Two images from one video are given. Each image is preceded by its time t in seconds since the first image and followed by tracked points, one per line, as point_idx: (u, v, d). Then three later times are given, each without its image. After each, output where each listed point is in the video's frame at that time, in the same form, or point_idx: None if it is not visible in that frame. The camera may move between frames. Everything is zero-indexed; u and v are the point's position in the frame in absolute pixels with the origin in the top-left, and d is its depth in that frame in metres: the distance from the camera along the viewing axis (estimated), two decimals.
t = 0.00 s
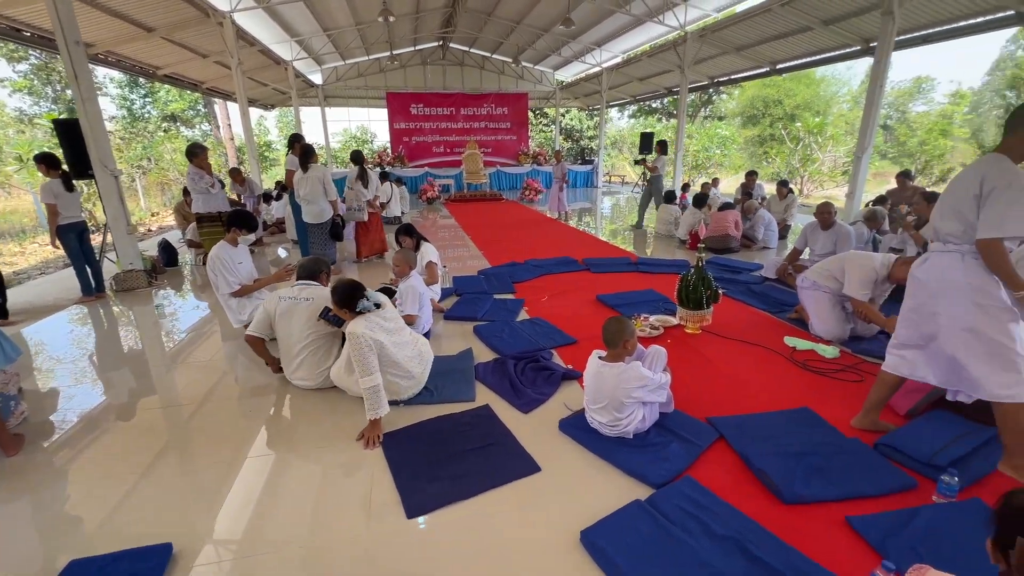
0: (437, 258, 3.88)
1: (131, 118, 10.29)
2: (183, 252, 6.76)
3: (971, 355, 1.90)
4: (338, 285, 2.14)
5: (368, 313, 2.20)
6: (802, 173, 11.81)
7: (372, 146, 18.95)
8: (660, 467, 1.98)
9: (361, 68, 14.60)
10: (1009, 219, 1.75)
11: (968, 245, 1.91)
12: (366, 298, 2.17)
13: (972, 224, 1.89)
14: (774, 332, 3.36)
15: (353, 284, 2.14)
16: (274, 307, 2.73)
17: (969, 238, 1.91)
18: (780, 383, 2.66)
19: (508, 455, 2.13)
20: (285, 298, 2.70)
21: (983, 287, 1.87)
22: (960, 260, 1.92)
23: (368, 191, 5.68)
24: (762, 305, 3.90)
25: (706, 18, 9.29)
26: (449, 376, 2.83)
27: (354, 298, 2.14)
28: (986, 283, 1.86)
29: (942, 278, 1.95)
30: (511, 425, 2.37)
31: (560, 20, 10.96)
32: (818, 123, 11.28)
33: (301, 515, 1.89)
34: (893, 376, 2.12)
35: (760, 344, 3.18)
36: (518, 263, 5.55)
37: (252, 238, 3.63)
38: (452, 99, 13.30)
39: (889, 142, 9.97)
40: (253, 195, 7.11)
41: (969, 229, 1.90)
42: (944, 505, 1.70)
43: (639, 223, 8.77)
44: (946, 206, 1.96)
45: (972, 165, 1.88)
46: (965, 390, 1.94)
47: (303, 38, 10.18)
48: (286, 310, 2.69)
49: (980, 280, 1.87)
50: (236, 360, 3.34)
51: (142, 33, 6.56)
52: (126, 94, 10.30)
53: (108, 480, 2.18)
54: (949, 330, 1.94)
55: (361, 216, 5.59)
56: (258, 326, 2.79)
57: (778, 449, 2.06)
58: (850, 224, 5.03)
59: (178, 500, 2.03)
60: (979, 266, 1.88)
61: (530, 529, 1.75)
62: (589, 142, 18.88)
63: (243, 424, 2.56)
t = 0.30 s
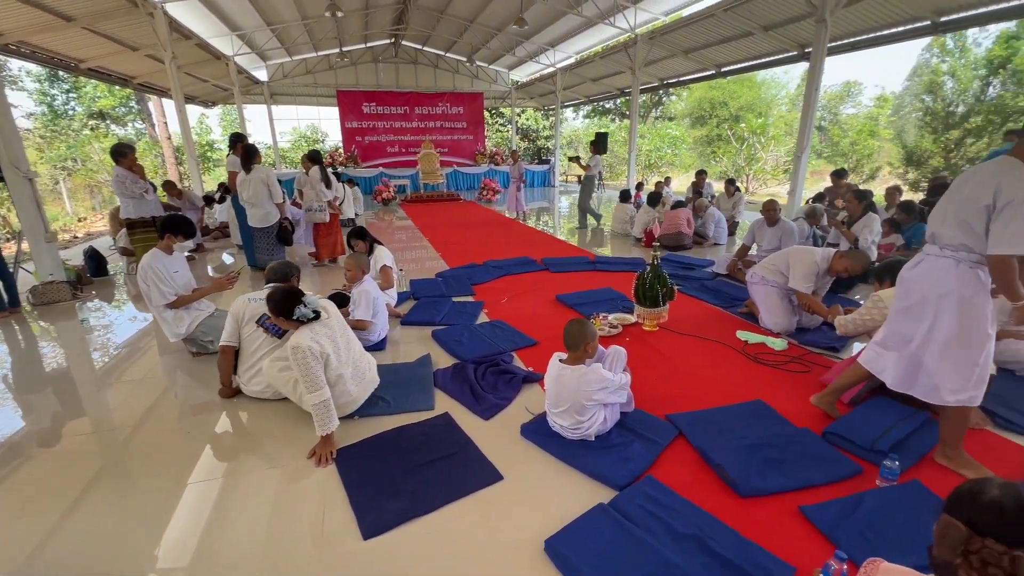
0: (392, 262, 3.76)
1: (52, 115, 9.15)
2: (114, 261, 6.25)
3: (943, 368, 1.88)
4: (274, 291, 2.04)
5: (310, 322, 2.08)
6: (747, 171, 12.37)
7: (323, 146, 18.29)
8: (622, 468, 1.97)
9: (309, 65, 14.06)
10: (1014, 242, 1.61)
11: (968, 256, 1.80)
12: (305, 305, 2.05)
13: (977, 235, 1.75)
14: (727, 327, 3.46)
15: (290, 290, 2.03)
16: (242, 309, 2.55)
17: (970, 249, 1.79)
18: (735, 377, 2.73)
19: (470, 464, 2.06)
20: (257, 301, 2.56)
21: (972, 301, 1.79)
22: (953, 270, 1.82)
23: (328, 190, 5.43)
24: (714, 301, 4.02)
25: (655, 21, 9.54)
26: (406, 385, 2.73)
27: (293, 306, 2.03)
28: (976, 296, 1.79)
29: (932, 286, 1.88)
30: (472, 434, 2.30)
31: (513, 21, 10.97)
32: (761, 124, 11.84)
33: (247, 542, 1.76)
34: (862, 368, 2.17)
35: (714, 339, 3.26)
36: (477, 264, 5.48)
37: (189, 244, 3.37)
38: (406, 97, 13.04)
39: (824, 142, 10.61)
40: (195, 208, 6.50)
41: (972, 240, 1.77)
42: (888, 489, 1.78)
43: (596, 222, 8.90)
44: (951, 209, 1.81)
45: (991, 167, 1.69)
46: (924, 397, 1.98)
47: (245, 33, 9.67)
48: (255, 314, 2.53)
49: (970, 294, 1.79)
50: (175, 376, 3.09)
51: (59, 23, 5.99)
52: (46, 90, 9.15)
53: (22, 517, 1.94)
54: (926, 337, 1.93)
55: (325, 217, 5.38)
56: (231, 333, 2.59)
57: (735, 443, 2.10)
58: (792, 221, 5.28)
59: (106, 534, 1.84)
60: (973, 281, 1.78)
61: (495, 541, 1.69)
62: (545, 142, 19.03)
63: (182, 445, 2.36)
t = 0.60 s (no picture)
0: (347, 265, 3.63)
1: None
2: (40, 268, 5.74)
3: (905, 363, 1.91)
4: (243, 291, 1.92)
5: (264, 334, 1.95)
6: (699, 170, 12.81)
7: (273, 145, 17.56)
8: (586, 468, 1.97)
9: (256, 61, 13.45)
10: (989, 240, 1.65)
11: (943, 253, 1.83)
12: (268, 313, 1.93)
13: (953, 233, 1.79)
14: (683, 322, 3.55)
15: (251, 298, 1.90)
16: (194, 324, 2.32)
17: (946, 246, 1.82)
18: (692, 372, 2.80)
19: (432, 474, 2.00)
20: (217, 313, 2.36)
21: (943, 298, 1.83)
22: (928, 266, 1.86)
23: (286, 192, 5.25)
24: (671, 297, 4.11)
25: (609, 23, 9.71)
26: (365, 394, 2.64)
27: (249, 315, 1.90)
28: (946, 294, 1.82)
29: (907, 281, 1.91)
30: (433, 442, 2.24)
31: (469, 19, 10.89)
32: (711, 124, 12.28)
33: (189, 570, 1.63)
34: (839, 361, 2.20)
35: (671, 334, 3.33)
36: (437, 266, 5.38)
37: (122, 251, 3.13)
38: (361, 95, 12.68)
39: (769, 142, 11.16)
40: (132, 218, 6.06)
41: (948, 237, 1.80)
42: (835, 475, 1.86)
43: (557, 221, 8.97)
44: (933, 205, 1.84)
45: (975, 165, 1.72)
46: (884, 391, 2.01)
47: (184, 25, 9.12)
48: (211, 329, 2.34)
49: (941, 290, 1.83)
50: (109, 393, 2.85)
51: None
52: None
53: None
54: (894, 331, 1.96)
55: (282, 219, 5.20)
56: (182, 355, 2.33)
57: (694, 437, 2.14)
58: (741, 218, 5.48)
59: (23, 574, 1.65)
60: (946, 278, 1.81)
61: (458, 552, 1.64)
62: (504, 141, 19.04)
63: (116, 467, 2.17)
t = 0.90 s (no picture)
0: (308, 269, 3.52)
1: None
2: None
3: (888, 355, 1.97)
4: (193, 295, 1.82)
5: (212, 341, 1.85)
6: (660, 168, 13.12)
7: (227, 144, 16.82)
8: (556, 466, 1.98)
9: (206, 56, 12.84)
10: (950, 234, 1.75)
11: (919, 249, 1.91)
12: (218, 320, 1.82)
13: (925, 228, 1.87)
14: (647, 318, 3.63)
15: (201, 303, 1.80)
16: (142, 334, 2.18)
17: (920, 242, 1.91)
18: (656, 366, 2.85)
19: (400, 480, 1.97)
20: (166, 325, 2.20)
21: (919, 292, 1.90)
22: (904, 262, 1.95)
23: (246, 193, 5.03)
24: (636, 293, 4.20)
25: (570, 23, 9.79)
26: (328, 401, 2.56)
27: (197, 321, 1.80)
28: (925, 288, 1.89)
29: (886, 277, 2.00)
30: (401, 447, 2.20)
31: (430, 17, 10.76)
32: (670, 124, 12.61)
33: None
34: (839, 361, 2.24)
35: (636, 330, 3.39)
36: (402, 267, 5.30)
37: (58, 259, 2.91)
38: (318, 92, 12.22)
39: (725, 141, 11.55)
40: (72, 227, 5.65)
41: (921, 233, 1.89)
42: (793, 460, 1.95)
43: (523, 219, 9.00)
44: (906, 204, 1.94)
45: (939, 166, 1.83)
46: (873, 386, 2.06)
47: (125, 17, 8.60)
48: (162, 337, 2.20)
49: (918, 284, 1.90)
50: (47, 410, 2.65)
51: None
52: None
53: None
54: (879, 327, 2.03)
55: (247, 222, 4.99)
56: (131, 365, 2.20)
57: (660, 430, 2.19)
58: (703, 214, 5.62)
59: None
60: (919, 272, 1.90)
61: (429, 558, 1.61)
62: (468, 140, 18.92)
63: (56, 490, 2.02)
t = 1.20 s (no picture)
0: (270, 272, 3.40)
1: None
2: None
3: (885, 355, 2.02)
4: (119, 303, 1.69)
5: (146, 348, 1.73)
6: (627, 167, 13.34)
7: (181, 142, 16.09)
8: (528, 465, 1.98)
9: (157, 50, 12.24)
10: (938, 236, 1.83)
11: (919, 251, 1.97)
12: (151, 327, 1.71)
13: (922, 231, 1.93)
14: (616, 314, 3.68)
15: (125, 312, 1.66)
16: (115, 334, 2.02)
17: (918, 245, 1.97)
18: (625, 362, 2.90)
19: (371, 486, 1.93)
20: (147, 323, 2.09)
21: (916, 294, 1.95)
22: (906, 264, 2.01)
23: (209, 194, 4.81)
24: (604, 290, 4.26)
25: (536, 22, 9.77)
26: (294, 408, 2.48)
27: (124, 331, 1.67)
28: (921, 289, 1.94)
29: (890, 280, 2.06)
30: (371, 453, 2.15)
31: (394, 14, 10.58)
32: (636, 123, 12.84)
33: None
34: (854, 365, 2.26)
35: (605, 327, 3.44)
36: (370, 268, 5.19)
37: None
38: (280, 90, 11.90)
39: (689, 140, 11.85)
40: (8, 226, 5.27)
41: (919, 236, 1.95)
42: (756, 450, 2.01)
43: (492, 218, 8.98)
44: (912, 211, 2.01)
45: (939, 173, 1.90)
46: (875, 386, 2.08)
47: (66, 8, 8.09)
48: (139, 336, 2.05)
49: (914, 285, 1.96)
50: None
51: None
52: None
53: None
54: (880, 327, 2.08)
55: (208, 224, 4.76)
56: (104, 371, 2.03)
57: (630, 425, 2.22)
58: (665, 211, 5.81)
59: None
60: (916, 274, 1.95)
61: (401, 564, 1.59)
62: (436, 139, 18.74)
63: None
